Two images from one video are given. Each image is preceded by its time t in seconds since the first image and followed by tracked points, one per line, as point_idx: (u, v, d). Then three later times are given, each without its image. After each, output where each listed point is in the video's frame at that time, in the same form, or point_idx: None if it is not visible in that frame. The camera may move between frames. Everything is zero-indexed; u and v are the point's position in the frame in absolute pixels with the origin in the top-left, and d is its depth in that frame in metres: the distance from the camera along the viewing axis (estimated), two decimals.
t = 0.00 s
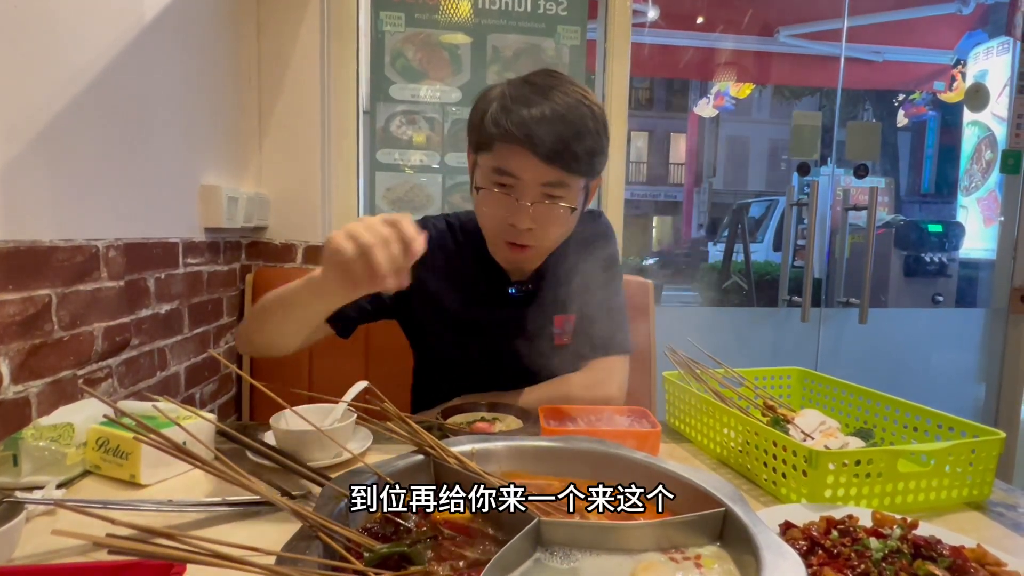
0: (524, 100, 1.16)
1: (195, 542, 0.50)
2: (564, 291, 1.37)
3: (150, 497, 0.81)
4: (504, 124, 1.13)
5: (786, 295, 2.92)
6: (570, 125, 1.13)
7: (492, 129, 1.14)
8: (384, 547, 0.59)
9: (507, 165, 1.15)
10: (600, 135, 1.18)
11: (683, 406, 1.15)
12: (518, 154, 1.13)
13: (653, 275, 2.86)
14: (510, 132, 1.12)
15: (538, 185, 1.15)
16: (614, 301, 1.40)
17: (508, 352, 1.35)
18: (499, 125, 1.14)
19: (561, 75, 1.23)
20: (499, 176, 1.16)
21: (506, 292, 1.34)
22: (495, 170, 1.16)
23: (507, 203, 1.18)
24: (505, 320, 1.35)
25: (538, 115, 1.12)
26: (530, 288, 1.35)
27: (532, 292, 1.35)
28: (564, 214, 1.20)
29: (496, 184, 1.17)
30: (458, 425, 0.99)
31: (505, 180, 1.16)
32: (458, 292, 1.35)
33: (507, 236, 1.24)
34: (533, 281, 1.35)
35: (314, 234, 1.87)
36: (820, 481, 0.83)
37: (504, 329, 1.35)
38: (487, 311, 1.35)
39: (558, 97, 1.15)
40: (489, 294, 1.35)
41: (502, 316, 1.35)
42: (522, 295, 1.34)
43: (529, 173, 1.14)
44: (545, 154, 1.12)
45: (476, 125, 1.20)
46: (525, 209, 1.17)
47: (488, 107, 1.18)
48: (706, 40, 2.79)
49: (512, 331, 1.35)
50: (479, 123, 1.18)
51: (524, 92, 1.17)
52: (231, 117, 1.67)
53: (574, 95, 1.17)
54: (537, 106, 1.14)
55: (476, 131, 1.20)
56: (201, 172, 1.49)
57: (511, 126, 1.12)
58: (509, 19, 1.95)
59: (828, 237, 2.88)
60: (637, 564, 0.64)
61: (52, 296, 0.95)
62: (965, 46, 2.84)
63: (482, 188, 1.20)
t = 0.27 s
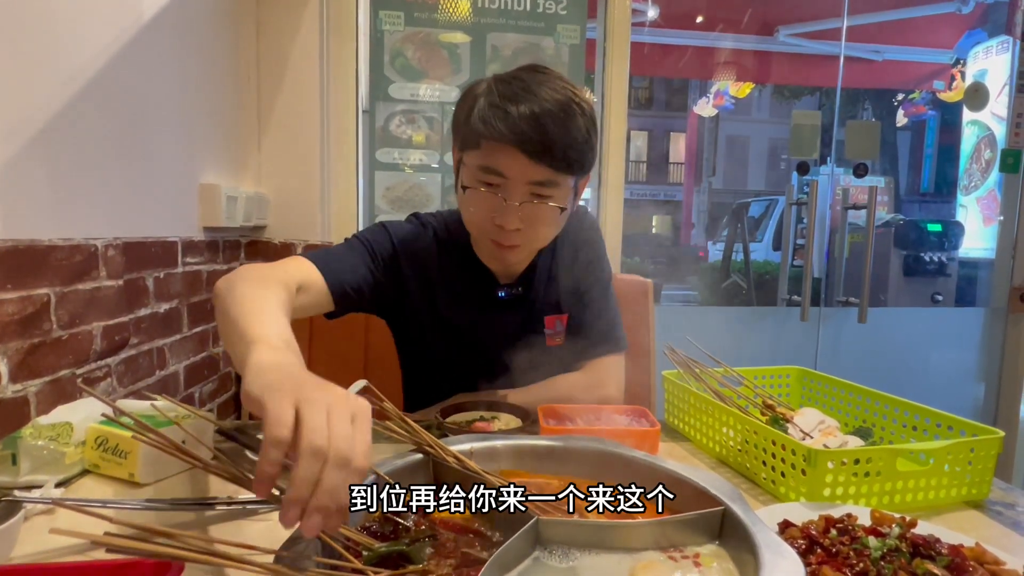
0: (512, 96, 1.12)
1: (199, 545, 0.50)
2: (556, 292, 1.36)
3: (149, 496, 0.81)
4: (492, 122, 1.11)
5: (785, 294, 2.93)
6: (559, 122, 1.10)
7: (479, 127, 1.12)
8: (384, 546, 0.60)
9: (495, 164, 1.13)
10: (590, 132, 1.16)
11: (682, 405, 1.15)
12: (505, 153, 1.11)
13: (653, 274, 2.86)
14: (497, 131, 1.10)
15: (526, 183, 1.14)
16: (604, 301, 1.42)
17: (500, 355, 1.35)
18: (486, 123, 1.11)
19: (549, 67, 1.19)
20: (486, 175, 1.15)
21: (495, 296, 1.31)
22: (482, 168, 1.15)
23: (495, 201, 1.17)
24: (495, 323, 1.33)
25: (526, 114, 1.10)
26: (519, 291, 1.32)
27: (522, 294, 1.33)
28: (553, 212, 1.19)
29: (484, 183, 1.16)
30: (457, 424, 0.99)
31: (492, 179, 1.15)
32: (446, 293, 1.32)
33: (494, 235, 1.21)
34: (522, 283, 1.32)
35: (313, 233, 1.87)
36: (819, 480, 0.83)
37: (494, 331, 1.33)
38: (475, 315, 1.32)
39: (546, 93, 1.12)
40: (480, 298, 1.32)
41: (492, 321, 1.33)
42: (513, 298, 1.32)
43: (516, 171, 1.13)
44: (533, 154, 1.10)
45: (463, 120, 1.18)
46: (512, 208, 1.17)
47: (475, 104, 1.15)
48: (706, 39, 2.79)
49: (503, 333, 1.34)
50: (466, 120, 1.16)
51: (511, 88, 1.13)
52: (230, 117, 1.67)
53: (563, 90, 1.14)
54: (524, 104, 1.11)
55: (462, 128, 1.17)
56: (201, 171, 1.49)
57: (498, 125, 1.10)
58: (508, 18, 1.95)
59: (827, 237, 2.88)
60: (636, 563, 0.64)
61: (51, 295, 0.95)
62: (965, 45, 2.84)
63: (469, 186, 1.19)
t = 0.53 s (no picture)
0: (513, 97, 1.12)
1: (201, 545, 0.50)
2: (552, 292, 1.38)
3: (148, 494, 0.81)
4: (494, 124, 1.09)
5: (785, 293, 2.93)
6: (560, 124, 1.10)
7: (480, 129, 1.11)
8: (383, 544, 0.61)
9: (495, 167, 1.11)
10: (590, 135, 1.16)
11: (682, 404, 1.15)
12: (507, 156, 1.10)
13: (652, 274, 2.86)
14: (499, 132, 1.09)
15: (526, 187, 1.12)
16: (600, 300, 1.42)
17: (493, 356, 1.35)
18: (488, 125, 1.10)
19: (549, 69, 1.19)
20: (486, 178, 1.14)
21: (491, 297, 1.32)
22: (483, 171, 1.13)
23: (496, 204, 1.16)
24: (493, 324, 1.33)
25: (527, 115, 1.09)
26: (517, 292, 1.33)
27: (519, 296, 1.33)
28: (552, 215, 1.18)
29: (484, 186, 1.15)
30: (457, 422, 0.99)
31: (492, 182, 1.13)
32: (441, 295, 1.32)
33: (493, 239, 1.20)
34: (519, 284, 1.33)
35: (313, 232, 1.87)
36: (818, 479, 0.83)
37: (490, 335, 1.33)
38: (472, 318, 1.32)
39: (547, 94, 1.12)
40: (477, 298, 1.32)
41: (486, 322, 1.33)
42: (509, 300, 1.32)
43: (516, 174, 1.11)
44: (535, 156, 1.09)
45: (462, 122, 1.16)
46: (513, 212, 1.15)
47: (476, 105, 1.14)
48: (706, 38, 2.78)
49: (499, 336, 1.34)
50: (466, 122, 1.15)
51: (512, 90, 1.13)
52: (230, 116, 1.67)
53: (564, 92, 1.14)
54: (526, 105, 1.10)
55: (462, 130, 1.16)
56: (200, 170, 1.49)
57: (500, 127, 1.09)
58: (508, 17, 1.95)
59: (827, 236, 2.89)
60: (635, 562, 0.64)
61: (50, 294, 0.95)
62: (965, 44, 2.84)
63: (469, 190, 1.17)
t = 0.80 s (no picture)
0: (514, 98, 1.12)
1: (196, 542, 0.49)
2: (552, 291, 1.38)
3: (147, 494, 0.81)
4: (495, 124, 1.10)
5: (785, 292, 2.93)
6: (561, 125, 1.10)
7: (481, 129, 1.11)
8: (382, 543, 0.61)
9: (497, 168, 1.11)
10: (590, 137, 1.16)
11: (682, 403, 1.15)
12: (509, 156, 1.09)
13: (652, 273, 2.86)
14: (501, 133, 1.09)
15: (527, 188, 1.12)
16: (599, 301, 1.41)
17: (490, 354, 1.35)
18: (489, 126, 1.10)
19: (550, 70, 1.20)
20: (487, 178, 1.13)
21: (490, 295, 1.32)
22: (483, 170, 1.13)
23: (496, 204, 1.15)
24: (492, 322, 1.33)
25: (529, 116, 1.09)
26: (515, 291, 1.32)
27: (518, 294, 1.33)
28: (553, 216, 1.17)
29: (485, 186, 1.14)
30: (456, 421, 0.99)
31: (493, 182, 1.13)
32: (440, 293, 1.32)
33: (491, 238, 1.19)
34: (518, 283, 1.32)
35: (312, 231, 1.87)
36: (818, 478, 0.83)
37: (490, 333, 1.33)
38: (471, 316, 1.32)
39: (548, 95, 1.12)
40: (476, 297, 1.32)
41: (485, 320, 1.33)
42: (508, 298, 1.32)
43: (517, 175, 1.10)
44: (536, 157, 1.09)
45: (463, 122, 1.16)
46: (513, 212, 1.14)
47: (477, 105, 1.15)
48: (705, 37, 2.78)
49: (499, 335, 1.34)
50: (467, 122, 1.15)
51: (513, 91, 1.13)
52: (230, 115, 1.67)
53: (564, 94, 1.14)
54: (527, 106, 1.11)
55: (463, 130, 1.16)
56: (200, 169, 1.49)
57: (502, 128, 1.09)
58: (508, 16, 1.95)
59: (827, 235, 2.89)
60: (634, 561, 0.64)
61: (49, 292, 0.95)
62: (964, 43, 2.84)
63: (470, 189, 1.17)
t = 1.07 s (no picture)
0: (515, 100, 1.13)
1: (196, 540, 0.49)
2: (552, 291, 1.37)
3: (147, 493, 0.81)
4: (495, 125, 1.10)
5: (785, 291, 2.94)
6: (561, 126, 1.11)
7: (481, 130, 1.11)
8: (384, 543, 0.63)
9: (497, 168, 1.11)
10: (590, 138, 1.16)
11: (682, 402, 1.15)
12: (508, 156, 1.09)
13: (652, 272, 2.86)
14: (500, 133, 1.09)
15: (526, 188, 1.11)
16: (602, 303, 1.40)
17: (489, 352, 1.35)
18: (490, 127, 1.10)
19: (551, 73, 1.21)
20: (487, 179, 1.13)
21: (490, 294, 1.32)
22: (482, 171, 1.12)
23: (495, 205, 1.14)
24: (493, 321, 1.33)
25: (530, 117, 1.10)
26: (514, 289, 1.32)
27: (518, 293, 1.33)
28: (552, 217, 1.17)
29: (484, 186, 1.14)
30: (456, 420, 0.99)
31: (492, 183, 1.12)
32: (441, 292, 1.32)
33: (491, 237, 1.18)
34: (517, 281, 1.32)
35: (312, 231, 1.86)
36: (818, 477, 0.83)
37: (490, 332, 1.33)
38: (471, 316, 1.32)
39: (548, 97, 1.13)
40: (475, 295, 1.32)
41: (484, 318, 1.33)
42: (507, 296, 1.32)
43: (516, 176, 1.10)
44: (536, 158, 1.09)
45: (463, 123, 1.17)
46: (513, 212, 1.14)
47: (478, 107, 1.15)
48: (705, 36, 2.77)
49: (498, 334, 1.34)
50: (467, 123, 1.15)
51: (514, 92, 1.14)
52: (230, 114, 1.67)
53: (564, 96, 1.15)
54: (527, 107, 1.11)
55: (463, 131, 1.16)
56: (200, 169, 1.49)
57: (503, 129, 1.09)
58: (508, 15, 1.95)
59: (827, 235, 2.89)
60: (635, 560, 0.64)
61: (50, 292, 0.95)
62: (964, 43, 2.84)
63: (470, 191, 1.16)
